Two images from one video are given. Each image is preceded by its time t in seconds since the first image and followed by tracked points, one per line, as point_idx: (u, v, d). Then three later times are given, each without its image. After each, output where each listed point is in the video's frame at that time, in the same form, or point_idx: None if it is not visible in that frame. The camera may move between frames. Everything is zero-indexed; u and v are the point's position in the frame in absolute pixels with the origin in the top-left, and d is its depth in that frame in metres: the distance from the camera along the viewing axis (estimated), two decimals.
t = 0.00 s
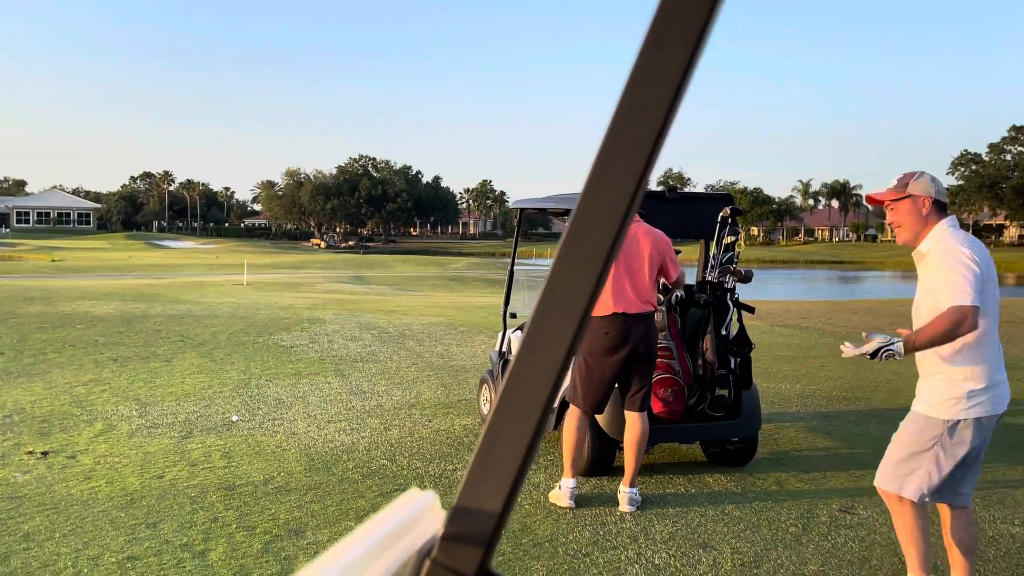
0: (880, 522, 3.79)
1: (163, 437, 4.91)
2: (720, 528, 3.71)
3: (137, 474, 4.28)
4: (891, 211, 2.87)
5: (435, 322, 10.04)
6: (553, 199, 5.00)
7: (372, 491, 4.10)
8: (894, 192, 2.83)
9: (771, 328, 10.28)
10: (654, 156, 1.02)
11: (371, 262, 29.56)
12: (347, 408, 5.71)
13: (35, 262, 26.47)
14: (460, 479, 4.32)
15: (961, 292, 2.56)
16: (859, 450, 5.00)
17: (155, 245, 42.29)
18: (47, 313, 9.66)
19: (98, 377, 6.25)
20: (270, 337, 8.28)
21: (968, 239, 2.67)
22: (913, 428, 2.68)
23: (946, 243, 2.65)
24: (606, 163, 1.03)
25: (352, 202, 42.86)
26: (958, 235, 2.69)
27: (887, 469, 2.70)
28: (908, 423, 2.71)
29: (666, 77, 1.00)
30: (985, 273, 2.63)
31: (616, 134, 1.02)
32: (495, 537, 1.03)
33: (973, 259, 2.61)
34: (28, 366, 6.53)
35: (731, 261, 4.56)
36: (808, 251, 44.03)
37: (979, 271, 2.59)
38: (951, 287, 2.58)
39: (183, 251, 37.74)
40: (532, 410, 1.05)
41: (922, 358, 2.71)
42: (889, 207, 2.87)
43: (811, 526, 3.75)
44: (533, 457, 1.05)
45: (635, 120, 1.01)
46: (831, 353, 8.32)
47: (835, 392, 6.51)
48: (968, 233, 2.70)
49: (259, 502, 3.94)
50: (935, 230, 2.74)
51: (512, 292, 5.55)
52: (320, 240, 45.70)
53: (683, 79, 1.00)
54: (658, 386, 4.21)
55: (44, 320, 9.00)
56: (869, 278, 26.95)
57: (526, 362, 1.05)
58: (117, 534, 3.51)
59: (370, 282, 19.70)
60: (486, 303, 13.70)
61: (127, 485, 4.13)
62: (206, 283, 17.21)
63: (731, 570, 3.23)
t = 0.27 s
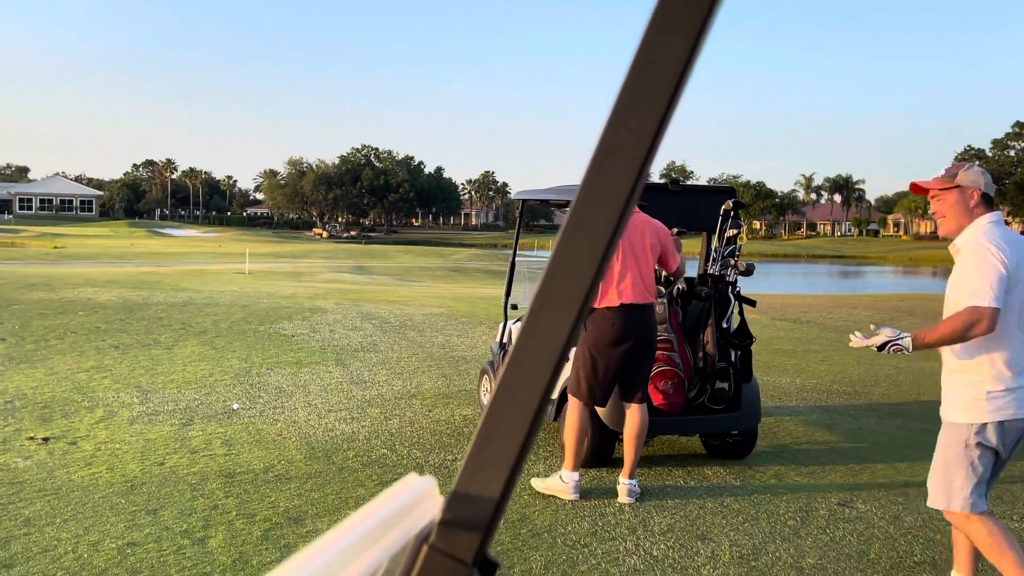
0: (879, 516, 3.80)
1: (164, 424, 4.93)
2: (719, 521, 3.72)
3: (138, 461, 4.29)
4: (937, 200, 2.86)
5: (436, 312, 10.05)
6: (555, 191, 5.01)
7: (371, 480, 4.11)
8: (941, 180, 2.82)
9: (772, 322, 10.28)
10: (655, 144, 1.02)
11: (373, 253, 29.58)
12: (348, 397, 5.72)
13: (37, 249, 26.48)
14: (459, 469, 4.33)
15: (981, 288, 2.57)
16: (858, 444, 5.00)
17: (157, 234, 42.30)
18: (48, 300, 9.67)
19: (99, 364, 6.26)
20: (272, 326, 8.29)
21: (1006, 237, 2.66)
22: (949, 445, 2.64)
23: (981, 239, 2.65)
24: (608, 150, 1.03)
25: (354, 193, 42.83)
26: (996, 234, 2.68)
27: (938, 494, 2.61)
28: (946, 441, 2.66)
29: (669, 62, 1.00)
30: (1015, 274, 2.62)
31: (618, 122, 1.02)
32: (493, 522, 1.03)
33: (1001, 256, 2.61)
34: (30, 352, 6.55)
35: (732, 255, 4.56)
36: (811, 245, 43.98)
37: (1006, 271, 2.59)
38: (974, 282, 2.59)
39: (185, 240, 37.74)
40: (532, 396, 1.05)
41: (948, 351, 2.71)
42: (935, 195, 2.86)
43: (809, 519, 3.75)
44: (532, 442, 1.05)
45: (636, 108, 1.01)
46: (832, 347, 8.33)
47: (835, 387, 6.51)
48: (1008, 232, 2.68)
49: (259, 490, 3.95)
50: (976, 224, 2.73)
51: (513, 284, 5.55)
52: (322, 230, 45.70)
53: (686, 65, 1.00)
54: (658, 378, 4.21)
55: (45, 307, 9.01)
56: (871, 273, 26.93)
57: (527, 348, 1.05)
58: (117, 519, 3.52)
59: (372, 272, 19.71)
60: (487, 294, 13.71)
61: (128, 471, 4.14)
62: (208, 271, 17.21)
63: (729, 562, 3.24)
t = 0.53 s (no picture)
0: (885, 510, 3.79)
1: (170, 412, 4.94)
2: (724, 513, 3.72)
3: (144, 449, 4.31)
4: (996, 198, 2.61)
5: (442, 303, 10.05)
6: (562, 182, 5.00)
7: (377, 470, 4.12)
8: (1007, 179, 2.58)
9: (779, 315, 10.26)
10: (665, 133, 1.01)
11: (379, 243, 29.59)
12: (354, 387, 5.73)
13: (44, 237, 26.56)
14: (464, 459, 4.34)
15: None
16: (864, 437, 5.00)
17: (163, 223, 42.39)
18: (55, 288, 9.69)
19: (106, 352, 6.28)
20: (278, 315, 8.30)
21: None
22: None
23: None
24: (617, 139, 1.02)
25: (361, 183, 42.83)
26: None
27: None
28: (1023, 451, 2.47)
29: (680, 49, 0.99)
30: None
31: (628, 110, 1.02)
32: (500, 510, 1.03)
33: None
34: (37, 340, 6.57)
35: (740, 247, 4.53)
36: (817, 238, 43.89)
37: None
38: None
39: (191, 229, 37.80)
40: (539, 385, 1.04)
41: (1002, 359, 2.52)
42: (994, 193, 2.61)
43: (815, 512, 3.75)
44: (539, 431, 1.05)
45: (646, 96, 1.01)
46: (839, 340, 8.31)
47: (841, 380, 6.51)
48: None
49: (265, 479, 3.96)
50: None
51: (519, 275, 5.55)
52: (328, 220, 45.74)
53: (696, 54, 0.99)
54: (664, 370, 4.20)
55: (52, 295, 9.03)
56: (878, 266, 26.88)
57: (534, 337, 1.05)
58: (124, 507, 3.53)
59: (377, 262, 19.72)
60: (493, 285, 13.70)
61: (134, 459, 4.15)
62: (214, 260, 17.24)
63: (734, 555, 3.24)
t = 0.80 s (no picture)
0: (892, 504, 3.79)
1: (178, 404, 4.96)
2: (731, 506, 3.72)
3: (153, 440, 4.33)
4: None
5: (449, 296, 10.06)
6: (570, 174, 4.99)
7: (384, 462, 4.14)
8: None
9: (786, 309, 10.24)
10: (674, 122, 1.01)
11: (386, 236, 29.62)
12: (361, 379, 5.74)
13: (53, 230, 26.66)
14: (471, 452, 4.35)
15: None
16: (871, 431, 4.99)
17: (171, 216, 42.51)
18: (65, 280, 9.74)
19: (115, 344, 6.32)
20: (286, 308, 8.33)
21: None
22: None
23: None
24: (625, 131, 1.02)
25: (368, 177, 42.86)
26: None
27: None
28: None
29: (689, 39, 0.99)
30: None
31: (635, 100, 1.02)
32: (507, 501, 1.03)
33: None
34: (47, 332, 6.60)
35: (747, 240, 4.57)
36: (826, 231, 43.77)
37: None
38: None
39: (199, 222, 37.88)
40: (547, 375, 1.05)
41: None
42: None
43: (822, 506, 3.75)
44: (547, 422, 1.05)
45: (655, 85, 1.00)
46: (847, 334, 8.30)
47: (849, 374, 6.49)
48: None
49: (273, 471, 3.98)
50: None
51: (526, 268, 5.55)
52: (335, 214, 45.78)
53: (706, 43, 0.99)
54: (671, 363, 4.20)
55: (61, 287, 9.07)
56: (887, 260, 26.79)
57: (542, 326, 1.05)
58: (133, 498, 3.55)
59: (385, 255, 19.73)
60: (501, 279, 13.71)
61: (142, 451, 4.17)
62: (221, 253, 17.28)
63: (740, 548, 3.24)
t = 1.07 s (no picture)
0: (900, 498, 3.78)
1: (187, 398, 4.98)
2: (740, 500, 3.71)
3: (162, 434, 4.35)
4: None
5: (457, 290, 10.06)
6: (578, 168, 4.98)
7: (392, 456, 4.15)
8: None
9: (795, 303, 10.21)
10: (683, 114, 1.01)
11: (394, 230, 29.66)
12: (369, 373, 5.75)
13: (62, 224, 26.75)
14: (479, 446, 4.36)
15: None
16: (880, 426, 4.98)
17: (180, 211, 42.62)
18: (74, 275, 9.78)
19: (124, 338, 6.34)
20: (294, 302, 8.35)
21: None
22: None
23: None
24: (633, 122, 1.02)
25: (376, 171, 42.88)
26: None
27: None
28: None
29: (698, 30, 0.98)
30: None
31: (643, 92, 1.01)
32: (516, 492, 1.03)
33: None
34: (57, 326, 6.63)
35: (756, 234, 4.54)
36: (835, 225, 43.62)
37: None
38: None
39: (207, 217, 37.96)
40: (556, 366, 1.05)
41: None
42: None
43: (830, 500, 3.74)
44: (555, 414, 1.05)
45: (663, 76, 1.00)
46: (855, 328, 8.28)
47: (858, 368, 6.48)
48: None
49: (281, 464, 3.99)
50: None
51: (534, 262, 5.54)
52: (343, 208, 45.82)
53: (716, 34, 0.98)
54: (679, 357, 4.20)
55: (71, 281, 9.11)
56: (896, 254, 26.70)
57: (550, 319, 1.05)
58: (142, 492, 3.57)
59: (392, 250, 19.75)
60: (508, 273, 13.71)
61: (152, 444, 4.19)
62: (229, 247, 17.31)
63: (748, 542, 3.24)
